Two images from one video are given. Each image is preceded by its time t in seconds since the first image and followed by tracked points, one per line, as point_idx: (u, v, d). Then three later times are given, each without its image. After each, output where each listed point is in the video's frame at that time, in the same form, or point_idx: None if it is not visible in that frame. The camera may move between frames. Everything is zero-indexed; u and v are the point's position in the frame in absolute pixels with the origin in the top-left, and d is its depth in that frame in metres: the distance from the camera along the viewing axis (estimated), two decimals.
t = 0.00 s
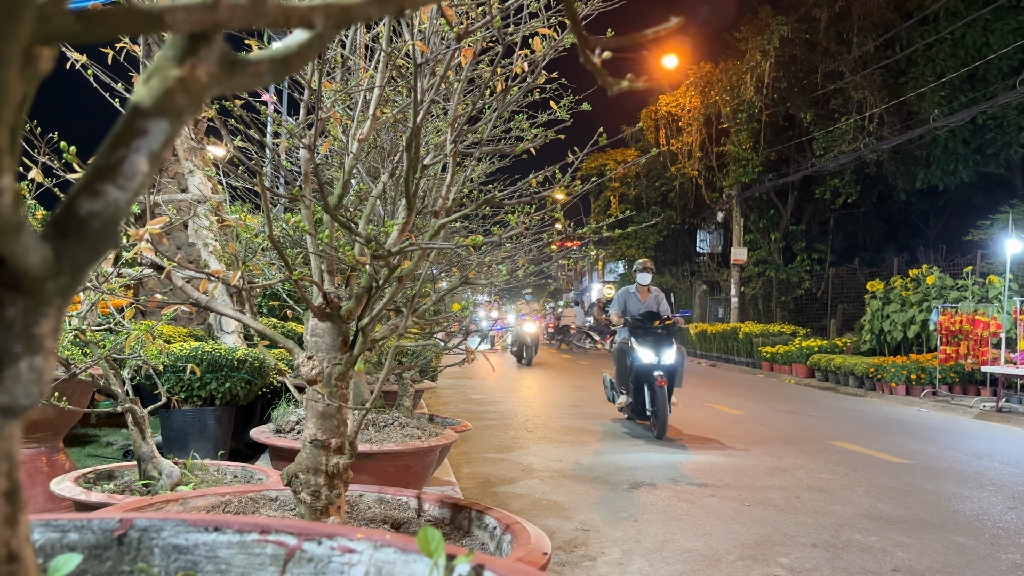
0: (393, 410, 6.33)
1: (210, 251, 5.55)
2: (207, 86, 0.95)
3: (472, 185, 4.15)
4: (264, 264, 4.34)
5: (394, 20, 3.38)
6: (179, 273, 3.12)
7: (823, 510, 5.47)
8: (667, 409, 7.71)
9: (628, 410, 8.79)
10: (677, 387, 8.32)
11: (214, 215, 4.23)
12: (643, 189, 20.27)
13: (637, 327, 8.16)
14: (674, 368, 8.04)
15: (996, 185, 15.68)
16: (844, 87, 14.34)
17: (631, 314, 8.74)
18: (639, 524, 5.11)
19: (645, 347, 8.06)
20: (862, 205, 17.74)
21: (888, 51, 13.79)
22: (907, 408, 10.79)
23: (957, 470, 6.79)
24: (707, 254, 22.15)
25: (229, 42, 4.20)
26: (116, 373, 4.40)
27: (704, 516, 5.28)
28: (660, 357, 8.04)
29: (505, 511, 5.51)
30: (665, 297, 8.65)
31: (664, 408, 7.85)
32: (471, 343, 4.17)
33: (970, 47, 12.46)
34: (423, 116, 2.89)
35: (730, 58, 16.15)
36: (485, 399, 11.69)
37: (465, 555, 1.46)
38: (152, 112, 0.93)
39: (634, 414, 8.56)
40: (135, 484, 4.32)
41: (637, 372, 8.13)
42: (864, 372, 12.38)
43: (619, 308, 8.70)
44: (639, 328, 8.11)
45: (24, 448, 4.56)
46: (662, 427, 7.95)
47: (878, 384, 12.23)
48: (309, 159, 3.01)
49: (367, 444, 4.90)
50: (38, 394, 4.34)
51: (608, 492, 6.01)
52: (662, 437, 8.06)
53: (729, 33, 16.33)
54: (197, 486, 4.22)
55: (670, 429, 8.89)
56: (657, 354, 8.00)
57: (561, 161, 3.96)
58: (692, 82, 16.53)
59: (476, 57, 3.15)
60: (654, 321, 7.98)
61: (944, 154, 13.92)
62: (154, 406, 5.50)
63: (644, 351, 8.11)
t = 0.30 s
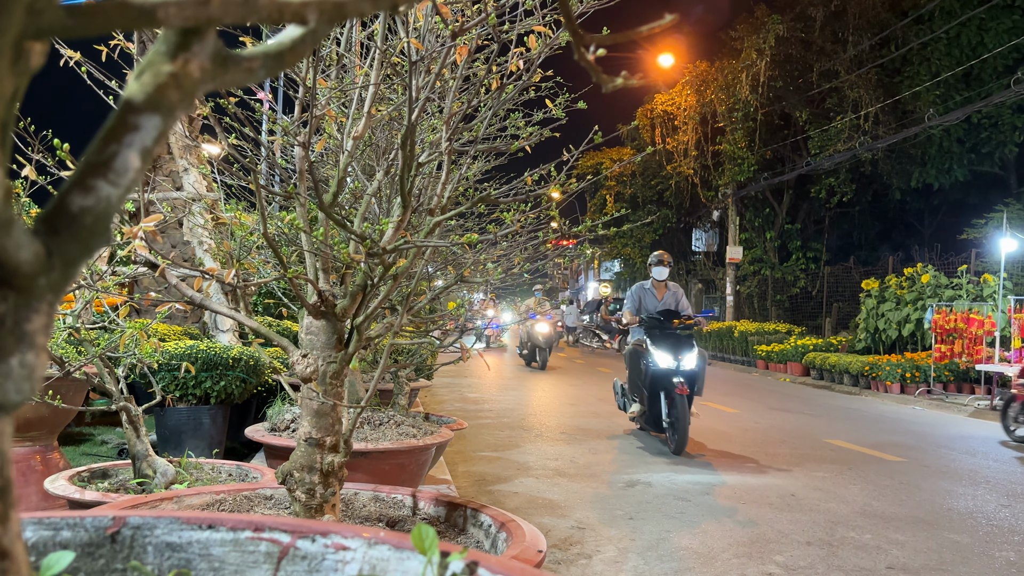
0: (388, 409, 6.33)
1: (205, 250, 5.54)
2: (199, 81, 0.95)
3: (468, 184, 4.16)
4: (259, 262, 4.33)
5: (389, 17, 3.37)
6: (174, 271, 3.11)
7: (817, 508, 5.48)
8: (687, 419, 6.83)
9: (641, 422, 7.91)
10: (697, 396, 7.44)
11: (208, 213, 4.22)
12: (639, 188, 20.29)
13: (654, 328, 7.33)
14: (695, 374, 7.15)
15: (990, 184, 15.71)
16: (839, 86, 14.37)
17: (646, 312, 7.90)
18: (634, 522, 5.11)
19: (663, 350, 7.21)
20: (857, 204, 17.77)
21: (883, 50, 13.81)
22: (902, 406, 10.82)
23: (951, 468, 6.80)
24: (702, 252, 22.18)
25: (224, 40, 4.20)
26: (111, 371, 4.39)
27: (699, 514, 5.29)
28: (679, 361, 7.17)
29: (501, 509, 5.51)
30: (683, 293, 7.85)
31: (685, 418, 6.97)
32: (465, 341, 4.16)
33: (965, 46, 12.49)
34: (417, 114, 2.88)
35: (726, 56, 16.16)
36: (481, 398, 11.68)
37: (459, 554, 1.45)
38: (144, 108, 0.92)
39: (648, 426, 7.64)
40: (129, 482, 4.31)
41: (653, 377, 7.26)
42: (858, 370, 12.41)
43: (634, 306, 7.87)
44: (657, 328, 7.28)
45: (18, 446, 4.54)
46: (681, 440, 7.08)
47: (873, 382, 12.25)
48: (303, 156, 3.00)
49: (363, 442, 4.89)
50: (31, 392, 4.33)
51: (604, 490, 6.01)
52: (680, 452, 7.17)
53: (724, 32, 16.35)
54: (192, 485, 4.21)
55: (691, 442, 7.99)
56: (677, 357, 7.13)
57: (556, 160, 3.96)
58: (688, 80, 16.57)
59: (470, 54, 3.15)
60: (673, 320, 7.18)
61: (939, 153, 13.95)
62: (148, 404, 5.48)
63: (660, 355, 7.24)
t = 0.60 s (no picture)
0: (384, 407, 6.32)
1: (201, 249, 5.53)
2: (194, 81, 0.94)
3: (463, 182, 4.16)
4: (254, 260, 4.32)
5: (384, 15, 3.37)
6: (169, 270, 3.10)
7: (812, 506, 5.49)
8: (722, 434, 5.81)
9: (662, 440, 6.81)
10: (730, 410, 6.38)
11: (204, 212, 4.22)
12: (635, 186, 20.32)
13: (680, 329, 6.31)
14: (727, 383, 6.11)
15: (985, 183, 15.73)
16: (834, 86, 14.39)
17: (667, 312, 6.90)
18: (630, 521, 5.11)
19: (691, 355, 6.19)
20: (852, 203, 17.80)
21: (878, 49, 13.82)
22: (897, 405, 10.84)
23: (945, 467, 6.82)
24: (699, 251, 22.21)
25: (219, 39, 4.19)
26: (105, 370, 4.38)
27: (694, 513, 5.30)
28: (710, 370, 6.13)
29: (497, 508, 5.51)
30: (710, 289, 6.87)
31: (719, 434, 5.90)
32: (460, 340, 4.16)
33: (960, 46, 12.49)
34: (413, 112, 2.87)
35: (721, 55, 16.16)
36: (477, 396, 11.69)
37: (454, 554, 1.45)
38: (138, 107, 0.92)
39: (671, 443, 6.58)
40: (124, 481, 4.31)
41: (679, 386, 6.23)
42: (853, 369, 12.43)
43: (654, 304, 6.86)
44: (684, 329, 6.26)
45: (13, 445, 4.53)
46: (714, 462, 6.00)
47: (868, 381, 12.28)
48: (298, 156, 2.99)
49: (358, 441, 4.88)
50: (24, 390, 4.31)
51: (600, 488, 6.01)
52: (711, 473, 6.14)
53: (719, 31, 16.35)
54: (187, 484, 4.20)
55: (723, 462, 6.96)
56: (707, 362, 6.11)
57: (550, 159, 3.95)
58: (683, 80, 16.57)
59: (466, 53, 3.15)
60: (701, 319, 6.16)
61: (934, 152, 13.98)
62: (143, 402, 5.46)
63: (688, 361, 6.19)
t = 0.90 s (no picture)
0: (379, 406, 6.30)
1: (195, 247, 5.50)
2: (185, 72, 0.91)
3: (459, 180, 4.15)
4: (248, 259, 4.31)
5: (379, 11, 3.35)
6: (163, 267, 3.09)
7: (807, 504, 5.50)
8: (782, 453, 5.00)
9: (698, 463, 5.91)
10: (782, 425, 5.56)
11: (199, 209, 4.20)
12: (630, 185, 20.31)
13: (722, 334, 5.52)
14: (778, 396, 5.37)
15: (980, 182, 15.74)
16: (830, 85, 14.40)
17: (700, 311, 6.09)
18: (625, 519, 5.11)
19: (737, 363, 5.40)
20: (847, 202, 17.81)
21: (874, 48, 13.83)
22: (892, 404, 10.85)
23: (941, 465, 6.83)
24: (694, 250, 22.20)
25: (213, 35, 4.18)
26: (100, 369, 4.37)
27: (690, 511, 5.30)
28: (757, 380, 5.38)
29: (493, 506, 5.50)
30: (748, 285, 6.11)
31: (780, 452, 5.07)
32: (455, 338, 4.15)
33: (955, 45, 12.52)
34: (408, 109, 2.86)
35: (717, 54, 16.16)
36: (472, 395, 11.67)
37: (448, 553, 1.44)
38: (129, 99, 0.87)
39: (710, 464, 5.72)
40: (117, 480, 4.29)
41: (724, 398, 5.42)
42: (849, 368, 12.43)
43: (687, 301, 6.06)
44: (725, 333, 5.50)
45: (6, 444, 4.51)
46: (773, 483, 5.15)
47: (863, 380, 12.29)
48: (293, 152, 2.96)
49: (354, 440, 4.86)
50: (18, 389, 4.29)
51: (596, 487, 6.01)
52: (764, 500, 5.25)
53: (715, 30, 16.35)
54: (181, 483, 4.19)
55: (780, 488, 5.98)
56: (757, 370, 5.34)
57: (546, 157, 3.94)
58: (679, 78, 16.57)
59: (461, 50, 3.14)
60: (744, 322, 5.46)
61: (929, 151, 13.98)
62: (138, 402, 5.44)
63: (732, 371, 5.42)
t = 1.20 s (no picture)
0: (374, 405, 6.30)
1: (190, 246, 5.48)
2: (171, 73, 0.89)
3: (454, 179, 4.16)
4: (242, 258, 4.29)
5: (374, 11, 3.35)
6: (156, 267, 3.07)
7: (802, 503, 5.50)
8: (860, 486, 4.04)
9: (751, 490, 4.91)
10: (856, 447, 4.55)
11: (193, 208, 4.19)
12: (626, 184, 20.33)
13: (777, 339, 4.52)
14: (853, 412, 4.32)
15: (975, 181, 15.76)
16: (825, 84, 14.41)
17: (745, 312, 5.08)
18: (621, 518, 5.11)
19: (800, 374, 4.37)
20: (842, 201, 17.83)
21: (869, 48, 13.86)
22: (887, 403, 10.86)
23: (935, 464, 6.84)
24: (690, 249, 22.20)
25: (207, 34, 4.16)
26: (93, 368, 4.35)
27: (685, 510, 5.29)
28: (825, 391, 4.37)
29: (488, 505, 5.50)
30: (798, 279, 5.16)
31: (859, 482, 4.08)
32: (449, 337, 4.14)
33: (950, 44, 12.54)
34: (402, 109, 2.86)
35: (712, 54, 16.17)
36: (468, 394, 11.68)
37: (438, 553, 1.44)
38: (114, 100, 0.86)
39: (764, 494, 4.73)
40: (111, 480, 4.28)
41: (786, 416, 4.40)
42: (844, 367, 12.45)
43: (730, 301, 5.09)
44: (780, 340, 4.51)
45: None
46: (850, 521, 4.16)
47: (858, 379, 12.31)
48: (286, 151, 2.95)
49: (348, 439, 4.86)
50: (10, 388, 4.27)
51: (591, 486, 6.00)
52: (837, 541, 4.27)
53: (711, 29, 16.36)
54: (175, 483, 4.17)
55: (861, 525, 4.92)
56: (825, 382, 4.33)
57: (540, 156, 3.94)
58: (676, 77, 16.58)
59: (456, 49, 3.14)
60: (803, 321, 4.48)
61: (924, 150, 13.98)
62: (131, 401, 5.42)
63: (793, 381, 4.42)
